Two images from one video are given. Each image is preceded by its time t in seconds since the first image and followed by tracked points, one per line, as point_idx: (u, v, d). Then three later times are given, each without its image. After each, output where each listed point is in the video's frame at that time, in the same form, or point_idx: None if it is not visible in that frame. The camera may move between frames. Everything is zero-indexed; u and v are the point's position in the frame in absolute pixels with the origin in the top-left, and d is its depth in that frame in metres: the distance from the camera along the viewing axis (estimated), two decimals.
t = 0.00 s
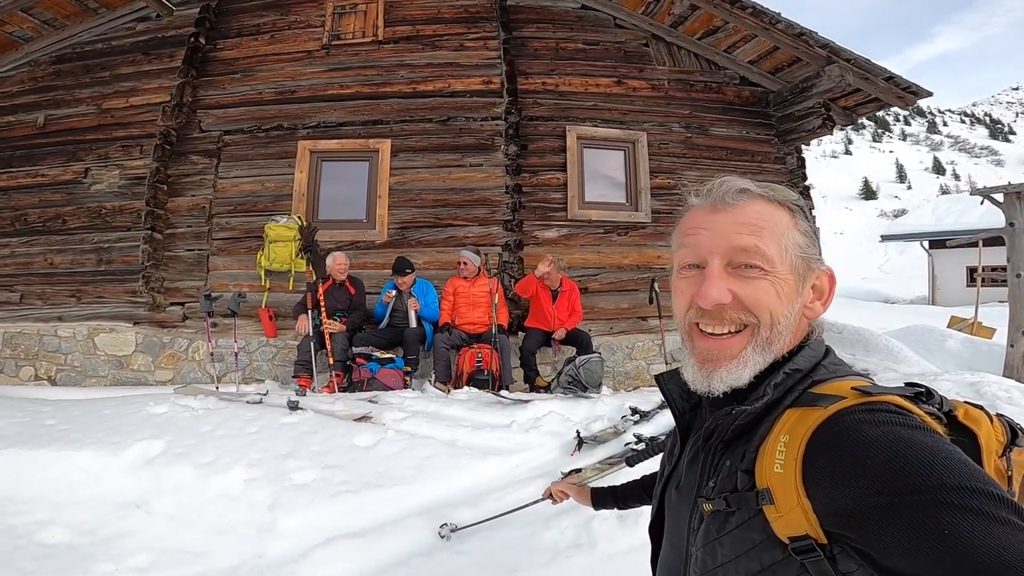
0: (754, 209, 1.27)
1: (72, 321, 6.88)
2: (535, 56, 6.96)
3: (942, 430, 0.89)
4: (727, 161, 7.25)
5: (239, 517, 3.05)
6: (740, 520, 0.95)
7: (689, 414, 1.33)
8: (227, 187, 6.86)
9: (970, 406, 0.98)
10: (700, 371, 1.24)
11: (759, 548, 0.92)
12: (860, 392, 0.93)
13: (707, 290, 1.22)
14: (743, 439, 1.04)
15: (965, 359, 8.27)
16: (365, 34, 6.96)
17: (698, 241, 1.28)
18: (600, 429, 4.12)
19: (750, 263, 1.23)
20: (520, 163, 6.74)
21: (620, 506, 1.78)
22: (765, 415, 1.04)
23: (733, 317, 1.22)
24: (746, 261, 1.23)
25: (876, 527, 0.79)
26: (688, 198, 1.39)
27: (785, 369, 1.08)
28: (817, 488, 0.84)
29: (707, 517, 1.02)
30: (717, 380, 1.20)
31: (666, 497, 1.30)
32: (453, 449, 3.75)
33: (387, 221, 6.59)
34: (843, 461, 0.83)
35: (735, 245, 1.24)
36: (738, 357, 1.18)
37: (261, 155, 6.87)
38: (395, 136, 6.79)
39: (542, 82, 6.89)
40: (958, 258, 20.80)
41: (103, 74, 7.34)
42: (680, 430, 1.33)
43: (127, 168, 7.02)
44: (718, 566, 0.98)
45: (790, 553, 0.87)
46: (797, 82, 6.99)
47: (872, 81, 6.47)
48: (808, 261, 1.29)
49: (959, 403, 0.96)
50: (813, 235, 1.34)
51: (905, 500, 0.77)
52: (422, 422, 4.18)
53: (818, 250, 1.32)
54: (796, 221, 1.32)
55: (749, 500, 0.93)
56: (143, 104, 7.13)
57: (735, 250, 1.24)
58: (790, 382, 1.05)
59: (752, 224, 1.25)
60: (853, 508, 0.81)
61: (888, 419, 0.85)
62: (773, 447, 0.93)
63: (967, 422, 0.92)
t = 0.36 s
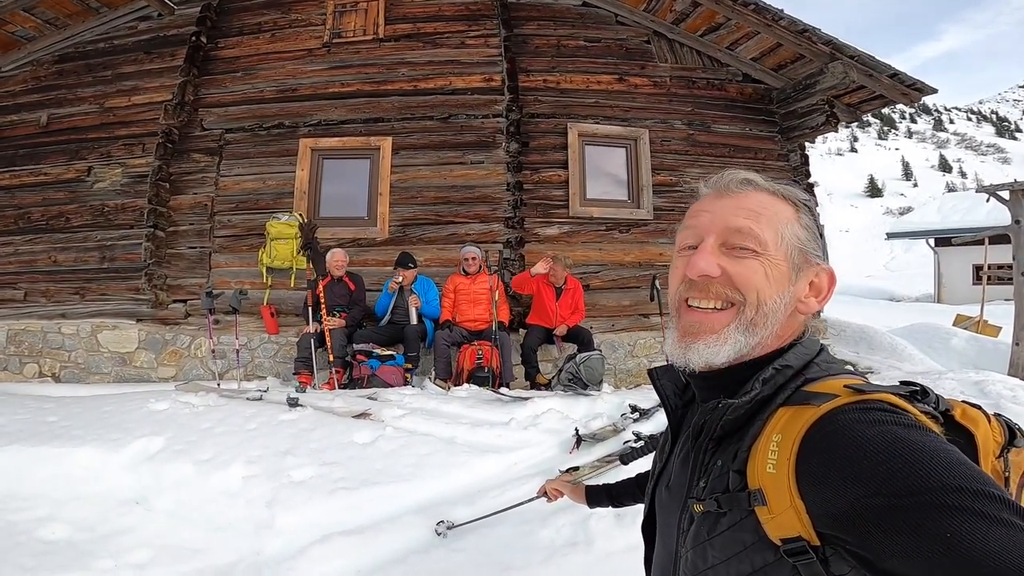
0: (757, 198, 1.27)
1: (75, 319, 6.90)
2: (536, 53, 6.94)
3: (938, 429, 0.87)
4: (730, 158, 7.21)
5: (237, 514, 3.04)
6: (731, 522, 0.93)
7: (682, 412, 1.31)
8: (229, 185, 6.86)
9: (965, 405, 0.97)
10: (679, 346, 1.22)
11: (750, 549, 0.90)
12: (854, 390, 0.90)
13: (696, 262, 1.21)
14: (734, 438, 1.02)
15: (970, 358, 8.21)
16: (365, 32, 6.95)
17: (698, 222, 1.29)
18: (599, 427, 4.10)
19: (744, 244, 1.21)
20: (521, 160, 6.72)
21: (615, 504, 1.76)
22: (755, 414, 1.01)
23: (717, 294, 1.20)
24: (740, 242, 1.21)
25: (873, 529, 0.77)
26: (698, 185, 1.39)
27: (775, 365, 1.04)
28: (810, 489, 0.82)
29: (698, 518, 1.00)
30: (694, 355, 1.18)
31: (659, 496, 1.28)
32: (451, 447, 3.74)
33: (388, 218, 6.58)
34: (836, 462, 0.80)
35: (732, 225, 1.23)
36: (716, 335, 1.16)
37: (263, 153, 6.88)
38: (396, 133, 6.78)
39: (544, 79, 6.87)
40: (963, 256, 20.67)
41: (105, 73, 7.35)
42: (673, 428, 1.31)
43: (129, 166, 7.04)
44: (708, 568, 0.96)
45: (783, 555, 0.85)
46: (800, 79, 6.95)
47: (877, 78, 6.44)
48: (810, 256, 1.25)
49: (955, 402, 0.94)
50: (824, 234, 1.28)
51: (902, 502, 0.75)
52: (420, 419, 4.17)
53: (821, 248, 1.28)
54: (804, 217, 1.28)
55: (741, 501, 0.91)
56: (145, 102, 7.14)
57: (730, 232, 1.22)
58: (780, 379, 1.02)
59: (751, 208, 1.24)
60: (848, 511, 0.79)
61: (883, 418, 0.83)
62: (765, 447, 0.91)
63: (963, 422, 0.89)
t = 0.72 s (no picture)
0: (667, 215, 1.36)
1: (83, 315, 6.96)
2: (541, 52, 6.95)
3: (928, 426, 0.88)
4: (735, 156, 7.20)
5: (240, 508, 3.07)
6: (724, 516, 0.97)
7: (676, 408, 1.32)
8: (235, 182, 6.91)
9: (957, 404, 0.98)
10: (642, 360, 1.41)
11: (742, 544, 0.94)
12: (842, 387, 0.91)
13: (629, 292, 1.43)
14: (725, 433, 1.04)
15: (975, 358, 8.17)
16: (370, 30, 6.98)
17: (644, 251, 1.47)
18: (599, 424, 4.12)
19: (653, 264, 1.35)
20: (525, 158, 6.73)
21: (613, 501, 1.78)
22: (744, 410, 1.02)
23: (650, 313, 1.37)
24: (650, 263, 1.35)
25: (861, 521, 0.77)
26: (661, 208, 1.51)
27: (764, 362, 1.05)
28: (799, 482, 0.83)
29: (692, 512, 1.04)
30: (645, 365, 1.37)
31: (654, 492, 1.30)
32: (452, 443, 3.76)
33: (392, 215, 6.60)
34: (823, 455, 0.81)
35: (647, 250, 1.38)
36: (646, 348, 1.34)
37: (268, 150, 6.92)
38: (400, 131, 6.81)
39: (548, 77, 6.87)
40: (971, 256, 20.53)
41: (112, 71, 7.40)
42: (668, 424, 1.33)
43: (136, 163, 7.09)
44: (701, 562, 1.00)
45: (774, 549, 0.89)
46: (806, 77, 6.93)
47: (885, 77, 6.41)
48: (712, 249, 1.22)
49: (946, 401, 0.96)
50: (732, 218, 1.21)
51: (888, 493, 0.75)
52: (422, 416, 4.19)
53: (731, 232, 1.21)
54: (709, 212, 1.27)
55: (733, 495, 0.94)
56: (152, 100, 7.19)
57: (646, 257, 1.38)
58: (768, 376, 1.03)
59: (658, 229, 1.36)
60: (836, 504, 0.80)
61: (870, 412, 0.83)
62: (756, 443, 0.92)
63: (953, 420, 0.90)
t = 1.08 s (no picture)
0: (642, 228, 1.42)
1: (91, 312, 7.03)
2: (545, 51, 6.95)
3: (912, 429, 0.89)
4: (740, 155, 7.19)
5: (245, 504, 3.11)
6: (710, 515, 1.00)
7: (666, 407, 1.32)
8: (241, 181, 6.95)
9: (945, 408, 0.99)
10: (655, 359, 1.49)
11: (727, 542, 0.98)
12: (825, 389, 0.92)
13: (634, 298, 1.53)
14: (712, 434, 1.06)
15: (981, 358, 8.13)
16: (375, 29, 7.00)
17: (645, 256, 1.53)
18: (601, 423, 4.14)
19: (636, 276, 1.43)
20: (529, 157, 6.74)
21: (611, 499, 1.80)
22: (730, 412, 1.04)
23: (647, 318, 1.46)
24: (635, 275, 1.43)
25: (837, 520, 0.78)
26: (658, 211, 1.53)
27: (748, 364, 1.07)
28: (780, 483, 0.85)
29: (680, 510, 1.07)
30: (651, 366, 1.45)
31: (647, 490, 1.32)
32: (455, 441, 3.79)
33: (397, 214, 6.63)
34: (802, 457, 0.83)
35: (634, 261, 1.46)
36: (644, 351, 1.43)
37: (274, 149, 6.96)
38: (404, 130, 6.84)
39: (552, 76, 6.88)
40: (979, 255, 20.38)
41: (120, 70, 7.46)
42: (660, 423, 1.34)
43: (144, 162, 7.15)
44: (689, 559, 1.04)
45: (758, 548, 0.91)
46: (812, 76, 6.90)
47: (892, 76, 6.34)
48: (658, 265, 1.27)
49: (933, 405, 0.97)
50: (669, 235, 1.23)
51: (863, 494, 0.76)
52: (425, 413, 4.22)
53: (669, 249, 1.23)
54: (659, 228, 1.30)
55: (719, 495, 0.97)
56: (159, 99, 7.24)
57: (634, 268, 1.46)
58: (753, 378, 1.04)
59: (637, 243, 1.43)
60: (814, 504, 0.81)
61: (850, 415, 0.84)
62: (741, 444, 0.94)
63: (939, 424, 0.93)
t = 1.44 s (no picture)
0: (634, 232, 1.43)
1: (99, 310, 7.07)
2: (549, 49, 6.95)
3: (920, 419, 0.90)
4: (745, 153, 7.18)
5: (254, 501, 3.13)
6: (717, 508, 1.01)
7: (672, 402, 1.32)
8: (248, 179, 6.98)
9: (954, 399, 0.99)
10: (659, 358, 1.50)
11: (735, 534, 0.98)
12: (831, 380, 0.92)
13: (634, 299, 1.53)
14: (718, 427, 1.06)
15: (989, 356, 8.09)
16: (380, 27, 7.02)
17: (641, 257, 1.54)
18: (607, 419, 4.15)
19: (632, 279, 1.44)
20: (534, 154, 6.75)
21: (619, 492, 1.81)
22: (735, 405, 1.05)
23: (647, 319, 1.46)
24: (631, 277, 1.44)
25: (847, 512, 0.79)
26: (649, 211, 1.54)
27: (754, 356, 1.07)
28: (788, 476, 0.86)
29: (686, 504, 1.07)
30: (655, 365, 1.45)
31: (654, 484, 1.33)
32: (461, 437, 3.80)
33: (402, 212, 6.65)
34: (809, 449, 0.83)
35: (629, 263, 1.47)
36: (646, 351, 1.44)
37: (280, 147, 6.99)
38: (410, 128, 6.86)
39: (557, 74, 6.88)
40: (985, 253, 20.28)
41: (128, 69, 7.51)
42: (666, 417, 1.34)
43: (151, 161, 7.20)
44: (696, 552, 1.05)
45: (767, 540, 0.92)
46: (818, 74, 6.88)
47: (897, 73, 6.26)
48: (650, 266, 1.28)
49: (942, 396, 0.97)
50: (658, 236, 1.24)
51: (872, 486, 0.77)
52: (432, 410, 4.24)
53: (660, 250, 1.24)
54: (649, 231, 1.30)
55: (726, 488, 0.97)
56: (166, 98, 7.28)
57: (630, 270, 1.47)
58: (758, 370, 1.05)
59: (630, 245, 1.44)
60: (824, 495, 0.82)
61: (858, 405, 0.84)
62: (748, 436, 0.95)
63: (948, 415, 0.93)
